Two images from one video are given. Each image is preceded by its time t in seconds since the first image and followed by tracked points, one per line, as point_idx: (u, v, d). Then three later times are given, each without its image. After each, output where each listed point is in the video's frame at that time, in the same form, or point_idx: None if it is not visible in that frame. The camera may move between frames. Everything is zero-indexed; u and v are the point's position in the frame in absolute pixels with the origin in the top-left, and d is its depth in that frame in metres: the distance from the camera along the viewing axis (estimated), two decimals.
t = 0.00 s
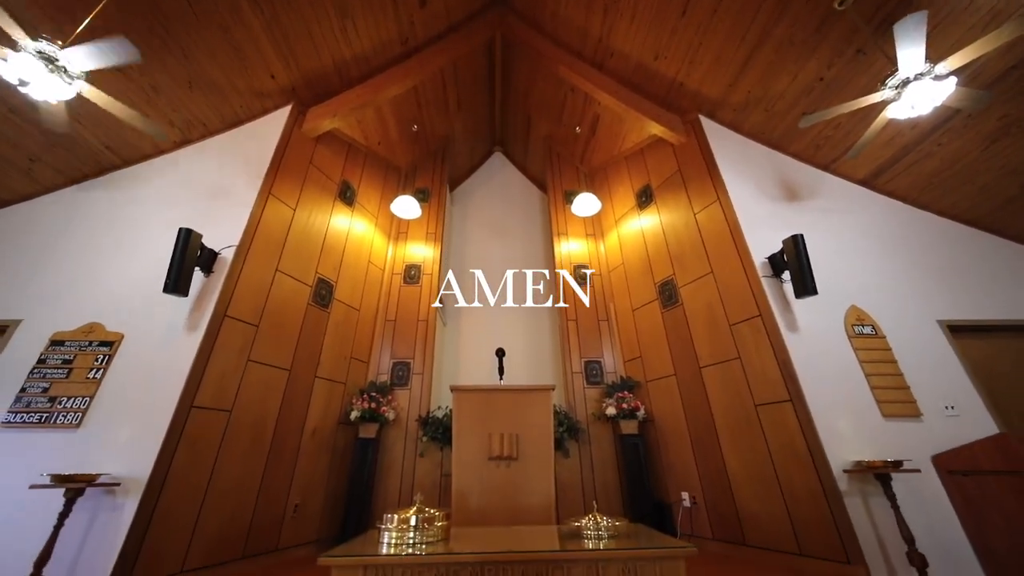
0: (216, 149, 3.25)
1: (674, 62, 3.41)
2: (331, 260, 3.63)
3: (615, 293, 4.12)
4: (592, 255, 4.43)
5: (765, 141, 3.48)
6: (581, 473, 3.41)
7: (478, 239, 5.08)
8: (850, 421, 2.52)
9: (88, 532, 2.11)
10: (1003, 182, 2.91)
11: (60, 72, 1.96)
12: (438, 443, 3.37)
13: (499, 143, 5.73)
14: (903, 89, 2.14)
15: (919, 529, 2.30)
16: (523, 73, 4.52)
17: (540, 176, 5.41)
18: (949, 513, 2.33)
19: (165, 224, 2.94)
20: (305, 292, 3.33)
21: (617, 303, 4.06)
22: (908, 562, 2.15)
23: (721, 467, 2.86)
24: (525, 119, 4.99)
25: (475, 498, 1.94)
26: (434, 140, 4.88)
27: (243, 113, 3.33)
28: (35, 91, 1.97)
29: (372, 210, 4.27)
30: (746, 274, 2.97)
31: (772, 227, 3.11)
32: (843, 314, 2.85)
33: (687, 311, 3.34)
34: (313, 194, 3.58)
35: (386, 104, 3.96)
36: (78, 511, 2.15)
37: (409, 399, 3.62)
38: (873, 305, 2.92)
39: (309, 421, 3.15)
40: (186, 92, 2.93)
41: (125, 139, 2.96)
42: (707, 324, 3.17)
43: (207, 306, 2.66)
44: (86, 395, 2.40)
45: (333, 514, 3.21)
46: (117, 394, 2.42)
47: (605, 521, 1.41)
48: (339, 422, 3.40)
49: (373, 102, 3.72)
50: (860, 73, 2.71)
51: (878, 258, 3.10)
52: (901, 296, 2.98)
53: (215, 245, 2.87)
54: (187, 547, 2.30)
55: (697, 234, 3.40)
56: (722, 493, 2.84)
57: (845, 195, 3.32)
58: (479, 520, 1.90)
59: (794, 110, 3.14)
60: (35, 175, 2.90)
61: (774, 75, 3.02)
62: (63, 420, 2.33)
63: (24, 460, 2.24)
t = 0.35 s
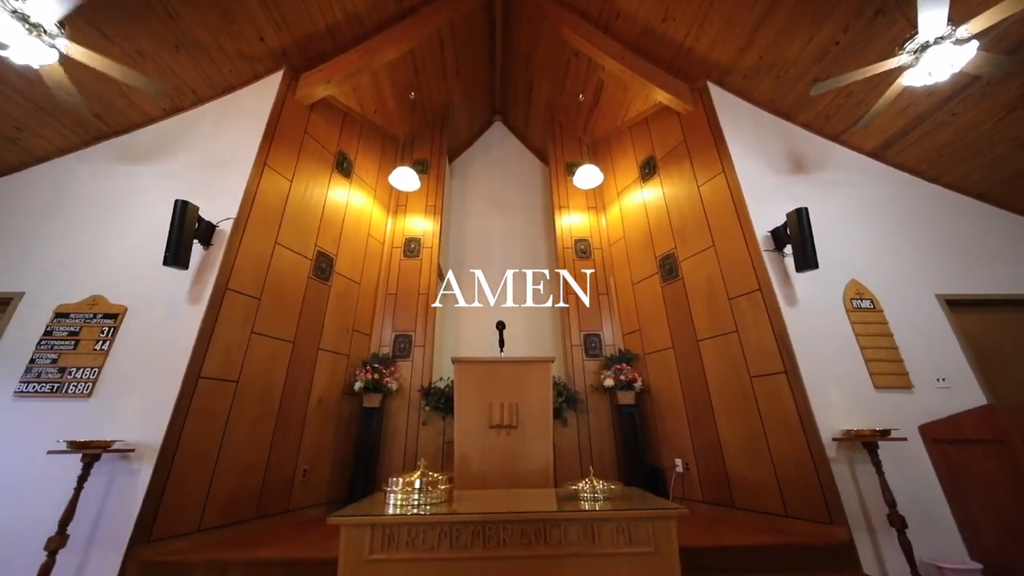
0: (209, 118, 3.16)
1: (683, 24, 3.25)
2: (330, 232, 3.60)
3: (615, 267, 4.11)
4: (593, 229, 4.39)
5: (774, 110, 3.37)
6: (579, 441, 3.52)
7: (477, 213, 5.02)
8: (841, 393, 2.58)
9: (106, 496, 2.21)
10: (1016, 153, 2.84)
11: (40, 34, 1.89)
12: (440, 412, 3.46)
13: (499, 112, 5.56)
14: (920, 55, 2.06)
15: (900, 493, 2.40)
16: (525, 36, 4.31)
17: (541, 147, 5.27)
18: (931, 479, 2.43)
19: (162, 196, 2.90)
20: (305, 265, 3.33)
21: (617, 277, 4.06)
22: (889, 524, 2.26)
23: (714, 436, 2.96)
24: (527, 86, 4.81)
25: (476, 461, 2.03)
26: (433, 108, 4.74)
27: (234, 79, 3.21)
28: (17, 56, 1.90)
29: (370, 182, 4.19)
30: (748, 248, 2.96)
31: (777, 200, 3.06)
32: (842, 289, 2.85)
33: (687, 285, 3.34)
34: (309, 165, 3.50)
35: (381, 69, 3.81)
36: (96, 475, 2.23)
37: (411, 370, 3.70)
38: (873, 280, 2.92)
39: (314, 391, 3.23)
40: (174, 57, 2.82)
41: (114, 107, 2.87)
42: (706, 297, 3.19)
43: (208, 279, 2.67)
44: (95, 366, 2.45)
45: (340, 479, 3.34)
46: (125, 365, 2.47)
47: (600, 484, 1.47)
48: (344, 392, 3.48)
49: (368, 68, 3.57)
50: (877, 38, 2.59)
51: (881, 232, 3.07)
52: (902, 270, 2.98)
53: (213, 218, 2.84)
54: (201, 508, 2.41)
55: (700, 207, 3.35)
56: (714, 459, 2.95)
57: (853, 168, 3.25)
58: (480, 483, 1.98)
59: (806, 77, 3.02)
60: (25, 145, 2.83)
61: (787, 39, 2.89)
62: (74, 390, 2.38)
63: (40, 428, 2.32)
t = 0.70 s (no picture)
0: (198, 83, 3.04)
1: None
2: (328, 204, 3.54)
3: (617, 241, 4.07)
4: (595, 202, 4.33)
5: (785, 76, 3.25)
6: (577, 410, 3.62)
7: (477, 185, 4.92)
8: (835, 365, 2.62)
9: (121, 461, 2.29)
10: None
11: None
12: (441, 383, 3.53)
13: (499, 78, 5.34)
14: (942, 16, 1.96)
15: (885, 460, 2.49)
16: None
17: (543, 115, 5.11)
18: (918, 448, 2.51)
19: (155, 166, 2.83)
20: (304, 238, 3.30)
21: (618, 251, 4.04)
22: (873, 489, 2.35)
23: (709, 406, 3.04)
24: (528, 50, 4.60)
25: (477, 430, 2.08)
26: (430, 73, 4.55)
27: (222, 42, 3.07)
28: None
29: (367, 152, 4.08)
30: (751, 221, 2.92)
31: (783, 171, 3.00)
32: (843, 262, 2.85)
33: (688, 259, 3.33)
34: (304, 134, 3.40)
35: (376, 31, 3.62)
36: (110, 441, 2.31)
37: (412, 341, 3.75)
38: (876, 254, 2.90)
39: (317, 363, 3.28)
40: (158, 18, 2.68)
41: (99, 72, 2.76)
42: (706, 271, 3.18)
43: (207, 251, 2.65)
44: (101, 337, 2.48)
45: (346, 446, 3.45)
46: (130, 336, 2.50)
47: (597, 451, 1.51)
48: (347, 363, 3.54)
49: (362, 29, 3.39)
50: None
51: (888, 205, 3.03)
52: (905, 244, 2.95)
53: (208, 189, 2.79)
54: (213, 471, 2.51)
55: (704, 179, 3.29)
56: (707, 428, 3.04)
57: (863, 138, 3.16)
58: (480, 450, 2.05)
59: (821, 40, 2.89)
60: (10, 112, 2.74)
61: None
62: (82, 360, 2.43)
63: (51, 397, 2.37)
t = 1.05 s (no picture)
0: (184, 46, 2.91)
1: None
2: (324, 174, 3.47)
3: (618, 214, 4.02)
4: (597, 173, 4.24)
5: (799, 39, 3.10)
6: (576, 381, 3.71)
7: (477, 156, 4.81)
8: (832, 337, 2.65)
9: (133, 428, 2.36)
10: None
11: None
12: (442, 354, 3.59)
13: (499, 40, 5.09)
14: None
15: (873, 429, 2.57)
16: None
17: (545, 81, 4.91)
18: (906, 417, 2.58)
19: (145, 134, 2.76)
20: (301, 209, 3.25)
21: (620, 223, 3.99)
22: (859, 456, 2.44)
23: (704, 378, 3.11)
24: (530, 9, 4.36)
25: (477, 400, 2.13)
26: (427, 35, 4.34)
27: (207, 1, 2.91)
28: None
29: (362, 121, 3.96)
30: (756, 193, 2.87)
31: (791, 141, 2.92)
32: (847, 236, 2.82)
33: (690, 232, 3.30)
34: (297, 101, 3.29)
35: None
36: (120, 409, 2.37)
37: (413, 314, 3.79)
38: (881, 227, 2.87)
39: (320, 334, 3.32)
40: None
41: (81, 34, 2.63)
42: (707, 244, 3.16)
43: (204, 223, 2.63)
44: (104, 308, 2.50)
45: (351, 414, 3.55)
46: (133, 308, 2.51)
47: (594, 419, 1.55)
48: (349, 334, 3.59)
49: None
50: None
51: (896, 177, 2.97)
52: (911, 217, 2.92)
53: (201, 158, 2.72)
54: (223, 437, 2.60)
55: (710, 149, 3.20)
56: (702, 399, 3.12)
57: (876, 106, 3.06)
58: (481, 418, 2.11)
59: None
60: None
61: None
62: (87, 331, 2.45)
63: (60, 366, 2.41)
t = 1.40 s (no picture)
0: (168, 6, 2.76)
1: None
2: (320, 144, 3.38)
3: (621, 185, 3.95)
4: (600, 143, 4.13)
5: None
6: (575, 353, 3.76)
7: (477, 125, 4.66)
8: (830, 311, 2.67)
9: (143, 397, 2.42)
10: None
11: None
12: (443, 327, 3.62)
13: None
14: None
15: (863, 399, 2.64)
16: None
17: (547, 45, 4.70)
18: (897, 389, 2.65)
19: (133, 102, 2.67)
20: (298, 181, 3.20)
21: (622, 196, 3.93)
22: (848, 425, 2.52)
23: (701, 350, 3.15)
24: None
25: (477, 371, 2.17)
26: None
27: None
28: None
29: (357, 87, 3.81)
30: (761, 164, 2.81)
31: (801, 110, 2.83)
32: (851, 208, 2.78)
33: (693, 204, 3.25)
34: (289, 65, 3.16)
35: None
36: (128, 378, 2.42)
37: (413, 287, 3.80)
38: (887, 200, 2.82)
39: (321, 307, 3.34)
40: None
41: None
42: (710, 217, 3.13)
43: (200, 194, 2.58)
44: (105, 281, 2.50)
45: (354, 386, 3.63)
46: (134, 280, 2.52)
47: (591, 389, 1.59)
48: (350, 307, 3.61)
49: None
50: None
51: (907, 148, 2.89)
52: (919, 190, 2.87)
53: (192, 126, 2.65)
54: (230, 405, 2.67)
55: (716, 118, 3.11)
56: (699, 371, 3.18)
57: (891, 72, 2.94)
58: (482, 388, 2.16)
59: None
60: None
61: None
62: (89, 303, 2.47)
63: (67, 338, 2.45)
